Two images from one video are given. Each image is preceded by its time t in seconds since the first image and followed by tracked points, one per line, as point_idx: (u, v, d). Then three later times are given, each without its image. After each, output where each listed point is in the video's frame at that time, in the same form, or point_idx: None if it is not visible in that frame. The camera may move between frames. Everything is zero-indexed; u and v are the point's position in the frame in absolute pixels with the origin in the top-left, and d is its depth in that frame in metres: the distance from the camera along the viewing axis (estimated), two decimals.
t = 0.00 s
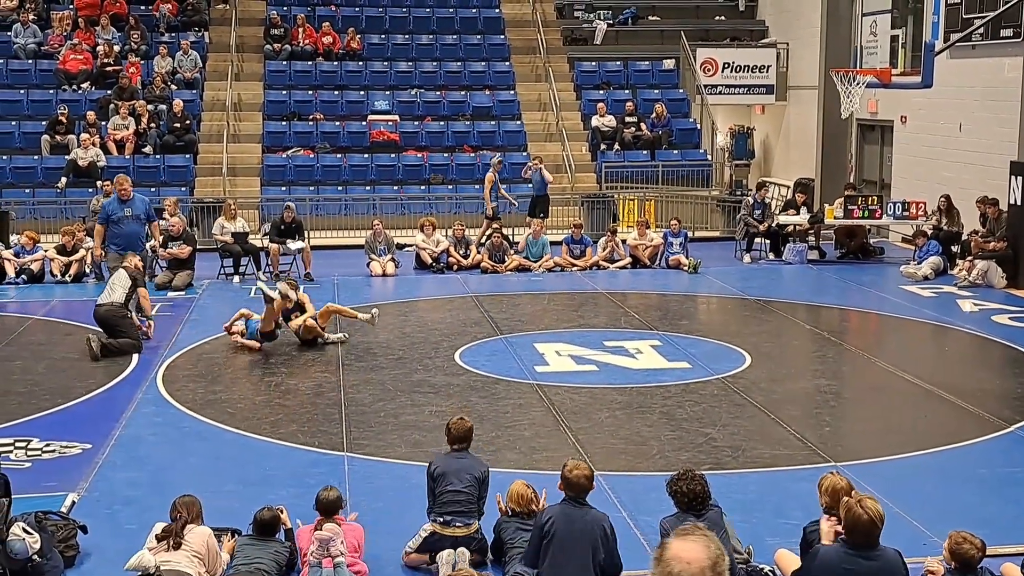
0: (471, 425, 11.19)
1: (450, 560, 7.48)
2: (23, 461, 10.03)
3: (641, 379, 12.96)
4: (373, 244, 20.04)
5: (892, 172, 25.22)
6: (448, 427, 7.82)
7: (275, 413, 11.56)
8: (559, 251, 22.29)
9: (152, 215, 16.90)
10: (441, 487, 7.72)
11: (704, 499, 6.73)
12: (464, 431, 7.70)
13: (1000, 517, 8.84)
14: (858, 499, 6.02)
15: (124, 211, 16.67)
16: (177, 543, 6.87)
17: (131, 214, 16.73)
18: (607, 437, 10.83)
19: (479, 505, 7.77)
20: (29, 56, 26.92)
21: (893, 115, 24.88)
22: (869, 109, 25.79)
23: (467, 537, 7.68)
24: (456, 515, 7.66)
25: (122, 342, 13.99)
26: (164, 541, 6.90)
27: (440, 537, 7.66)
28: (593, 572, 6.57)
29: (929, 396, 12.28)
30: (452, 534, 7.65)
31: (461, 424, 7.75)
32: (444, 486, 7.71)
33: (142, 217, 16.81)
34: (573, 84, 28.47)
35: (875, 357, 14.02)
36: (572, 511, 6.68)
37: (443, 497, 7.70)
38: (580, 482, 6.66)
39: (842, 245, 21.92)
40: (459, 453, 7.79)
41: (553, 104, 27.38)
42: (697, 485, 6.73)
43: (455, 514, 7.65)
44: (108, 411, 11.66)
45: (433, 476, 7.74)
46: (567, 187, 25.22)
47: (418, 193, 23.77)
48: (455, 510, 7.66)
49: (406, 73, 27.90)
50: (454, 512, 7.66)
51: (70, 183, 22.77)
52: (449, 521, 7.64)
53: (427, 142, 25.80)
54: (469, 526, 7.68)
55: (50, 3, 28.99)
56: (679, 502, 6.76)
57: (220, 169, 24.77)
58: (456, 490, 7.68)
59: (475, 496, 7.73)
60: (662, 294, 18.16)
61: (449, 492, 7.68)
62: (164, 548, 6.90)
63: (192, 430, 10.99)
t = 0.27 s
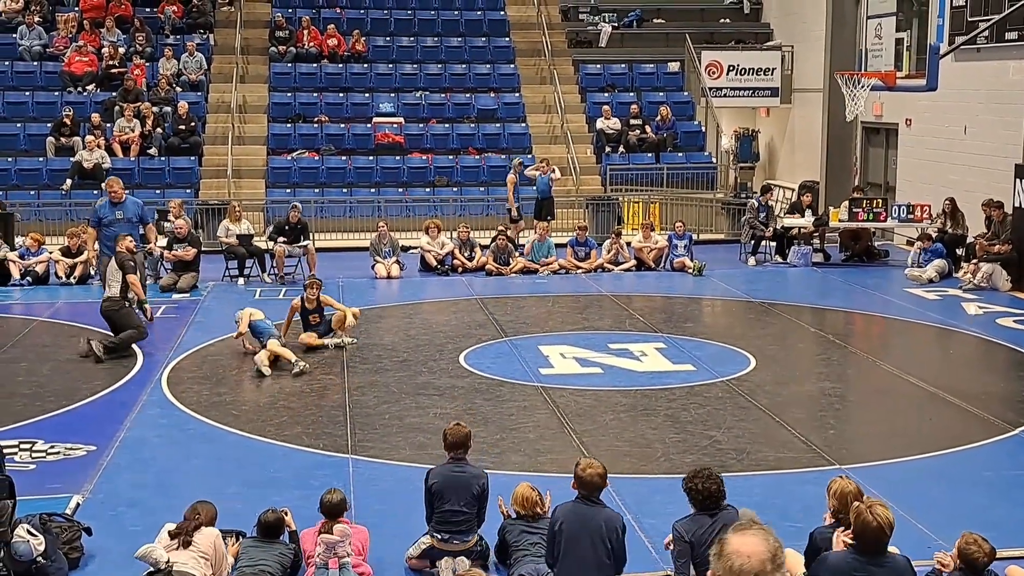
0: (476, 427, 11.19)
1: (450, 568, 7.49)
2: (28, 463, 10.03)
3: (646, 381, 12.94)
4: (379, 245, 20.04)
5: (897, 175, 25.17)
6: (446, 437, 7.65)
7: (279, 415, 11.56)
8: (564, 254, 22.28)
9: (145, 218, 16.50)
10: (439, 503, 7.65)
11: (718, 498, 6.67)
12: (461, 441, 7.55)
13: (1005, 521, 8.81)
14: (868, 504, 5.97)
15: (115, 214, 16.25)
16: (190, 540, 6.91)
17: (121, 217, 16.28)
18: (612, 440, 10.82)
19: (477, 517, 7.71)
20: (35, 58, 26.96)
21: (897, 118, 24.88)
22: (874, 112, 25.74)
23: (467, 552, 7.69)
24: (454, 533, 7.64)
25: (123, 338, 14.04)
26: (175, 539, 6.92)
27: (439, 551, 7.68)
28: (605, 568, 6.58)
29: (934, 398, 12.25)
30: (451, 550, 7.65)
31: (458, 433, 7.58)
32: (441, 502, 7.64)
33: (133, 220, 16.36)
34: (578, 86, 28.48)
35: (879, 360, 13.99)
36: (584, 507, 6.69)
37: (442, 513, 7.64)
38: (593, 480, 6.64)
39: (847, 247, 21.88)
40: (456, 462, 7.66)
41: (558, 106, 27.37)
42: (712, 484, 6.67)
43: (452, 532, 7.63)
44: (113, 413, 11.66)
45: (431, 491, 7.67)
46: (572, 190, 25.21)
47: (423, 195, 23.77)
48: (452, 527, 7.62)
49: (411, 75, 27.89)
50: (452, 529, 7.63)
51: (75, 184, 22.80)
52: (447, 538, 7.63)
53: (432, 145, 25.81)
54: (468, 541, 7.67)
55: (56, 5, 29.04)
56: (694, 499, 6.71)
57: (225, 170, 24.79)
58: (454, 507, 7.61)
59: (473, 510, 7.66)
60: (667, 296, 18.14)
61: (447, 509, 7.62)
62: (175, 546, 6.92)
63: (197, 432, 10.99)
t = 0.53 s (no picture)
0: (481, 430, 11.17)
1: None
2: (32, 465, 10.03)
3: (650, 383, 12.92)
4: (383, 248, 20.02)
5: (902, 178, 25.13)
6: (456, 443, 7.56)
7: (283, 417, 11.55)
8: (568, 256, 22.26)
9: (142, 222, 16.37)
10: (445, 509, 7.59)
11: (738, 497, 6.56)
12: (471, 449, 7.45)
13: (1010, 523, 8.77)
14: (871, 506, 5.99)
15: (112, 217, 16.17)
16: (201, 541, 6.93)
17: (118, 221, 16.18)
18: (616, 442, 10.79)
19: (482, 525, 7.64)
20: (39, 60, 26.98)
21: (902, 121, 24.86)
22: (879, 114, 25.67)
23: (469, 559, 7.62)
24: (456, 540, 7.59)
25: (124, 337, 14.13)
26: (187, 540, 6.96)
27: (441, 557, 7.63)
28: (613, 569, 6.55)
29: (939, 401, 12.21)
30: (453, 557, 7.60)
31: (468, 440, 7.47)
32: (447, 510, 7.59)
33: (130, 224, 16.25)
34: (583, 89, 28.47)
35: (884, 362, 13.95)
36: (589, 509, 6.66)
37: (446, 519, 7.61)
38: (601, 480, 6.63)
39: (852, 250, 21.84)
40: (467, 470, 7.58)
41: (563, 109, 27.36)
42: (732, 483, 6.57)
43: (455, 539, 7.58)
44: (117, 415, 11.65)
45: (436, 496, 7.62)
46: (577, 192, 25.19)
47: (427, 197, 23.75)
48: (455, 534, 7.58)
49: (416, 77, 27.88)
50: (455, 536, 7.59)
51: (80, 186, 22.81)
52: (450, 545, 7.58)
53: (437, 147, 25.81)
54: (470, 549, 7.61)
55: (61, 6, 29.08)
56: (712, 498, 6.61)
57: (230, 172, 24.79)
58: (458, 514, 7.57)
59: (478, 519, 7.59)
60: (671, 299, 18.12)
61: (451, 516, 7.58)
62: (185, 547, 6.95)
63: (201, 434, 10.98)
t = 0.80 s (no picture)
0: (479, 432, 11.13)
1: None
2: (28, 467, 9.97)
3: (648, 386, 12.89)
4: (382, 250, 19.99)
5: (899, 181, 25.14)
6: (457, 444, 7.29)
7: (280, 419, 11.51)
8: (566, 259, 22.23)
9: (135, 227, 16.25)
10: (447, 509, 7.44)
11: (745, 500, 6.51)
12: (470, 449, 7.20)
13: (1008, 526, 8.74)
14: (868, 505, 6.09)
15: (104, 221, 16.08)
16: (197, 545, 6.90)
17: (111, 226, 16.08)
18: (615, 445, 10.76)
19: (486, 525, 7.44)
20: (36, 62, 26.93)
21: (900, 124, 24.87)
22: (877, 118, 25.67)
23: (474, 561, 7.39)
24: (460, 541, 7.42)
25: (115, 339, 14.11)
26: (184, 543, 6.95)
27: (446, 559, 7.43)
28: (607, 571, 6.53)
29: (936, 404, 12.18)
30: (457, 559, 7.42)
31: (468, 442, 7.21)
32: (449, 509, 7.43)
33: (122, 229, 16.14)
34: (581, 91, 28.48)
35: (882, 365, 13.92)
36: (581, 511, 6.61)
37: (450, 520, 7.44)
38: (592, 481, 6.60)
39: (849, 253, 21.82)
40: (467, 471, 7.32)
41: (562, 111, 27.36)
42: (740, 486, 6.51)
43: (458, 540, 7.42)
44: (114, 417, 11.60)
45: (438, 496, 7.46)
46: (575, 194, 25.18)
47: (425, 199, 23.72)
48: (458, 535, 7.42)
49: (414, 79, 27.86)
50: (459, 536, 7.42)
51: (76, 188, 22.76)
52: (453, 546, 7.42)
53: (435, 148, 25.77)
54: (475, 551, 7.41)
55: (58, 7, 29.03)
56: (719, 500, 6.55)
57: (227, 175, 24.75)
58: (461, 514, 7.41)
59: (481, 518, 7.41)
60: (670, 301, 18.09)
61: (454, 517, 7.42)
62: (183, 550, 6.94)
63: (198, 437, 10.93)
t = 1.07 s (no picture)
0: (425, 439, 11.01)
1: None
2: None
3: (596, 393, 12.84)
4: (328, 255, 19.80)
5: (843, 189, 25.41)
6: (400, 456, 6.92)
7: (222, 427, 11.30)
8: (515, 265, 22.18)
9: (66, 229, 15.66)
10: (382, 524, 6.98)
11: (695, 504, 6.38)
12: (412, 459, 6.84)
13: (952, 531, 8.77)
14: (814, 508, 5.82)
15: (37, 224, 15.66)
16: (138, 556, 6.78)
17: (42, 229, 15.61)
18: (563, 451, 10.69)
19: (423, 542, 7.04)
20: None
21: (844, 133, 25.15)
22: (822, 127, 26.00)
23: None
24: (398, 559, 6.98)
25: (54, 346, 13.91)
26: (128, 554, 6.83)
27: None
28: None
29: (880, 410, 12.25)
30: None
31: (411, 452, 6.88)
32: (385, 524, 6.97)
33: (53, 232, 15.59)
34: (530, 98, 28.49)
35: (826, 371, 14.00)
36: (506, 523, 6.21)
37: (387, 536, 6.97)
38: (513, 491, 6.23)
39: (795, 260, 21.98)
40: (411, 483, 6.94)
41: (510, 118, 27.34)
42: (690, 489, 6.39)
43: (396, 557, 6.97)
44: (51, 425, 11.32)
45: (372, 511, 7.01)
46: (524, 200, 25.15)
47: (373, 204, 23.56)
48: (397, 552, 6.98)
49: (362, 84, 27.69)
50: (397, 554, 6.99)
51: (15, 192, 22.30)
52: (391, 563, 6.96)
53: (382, 154, 25.61)
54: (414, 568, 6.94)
55: None
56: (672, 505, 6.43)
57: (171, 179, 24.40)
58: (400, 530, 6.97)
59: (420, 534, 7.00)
60: (618, 307, 18.09)
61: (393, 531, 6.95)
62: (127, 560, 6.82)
63: (138, 445, 10.69)
